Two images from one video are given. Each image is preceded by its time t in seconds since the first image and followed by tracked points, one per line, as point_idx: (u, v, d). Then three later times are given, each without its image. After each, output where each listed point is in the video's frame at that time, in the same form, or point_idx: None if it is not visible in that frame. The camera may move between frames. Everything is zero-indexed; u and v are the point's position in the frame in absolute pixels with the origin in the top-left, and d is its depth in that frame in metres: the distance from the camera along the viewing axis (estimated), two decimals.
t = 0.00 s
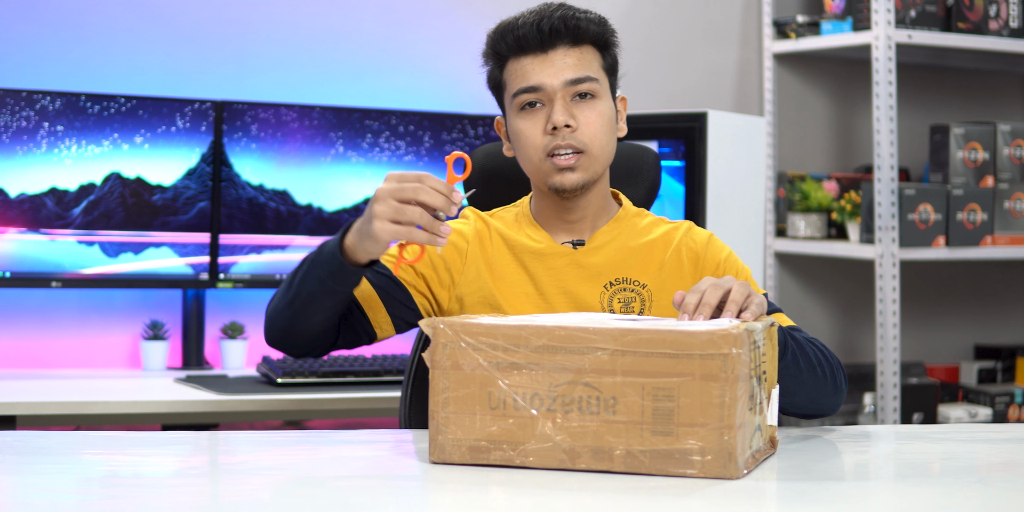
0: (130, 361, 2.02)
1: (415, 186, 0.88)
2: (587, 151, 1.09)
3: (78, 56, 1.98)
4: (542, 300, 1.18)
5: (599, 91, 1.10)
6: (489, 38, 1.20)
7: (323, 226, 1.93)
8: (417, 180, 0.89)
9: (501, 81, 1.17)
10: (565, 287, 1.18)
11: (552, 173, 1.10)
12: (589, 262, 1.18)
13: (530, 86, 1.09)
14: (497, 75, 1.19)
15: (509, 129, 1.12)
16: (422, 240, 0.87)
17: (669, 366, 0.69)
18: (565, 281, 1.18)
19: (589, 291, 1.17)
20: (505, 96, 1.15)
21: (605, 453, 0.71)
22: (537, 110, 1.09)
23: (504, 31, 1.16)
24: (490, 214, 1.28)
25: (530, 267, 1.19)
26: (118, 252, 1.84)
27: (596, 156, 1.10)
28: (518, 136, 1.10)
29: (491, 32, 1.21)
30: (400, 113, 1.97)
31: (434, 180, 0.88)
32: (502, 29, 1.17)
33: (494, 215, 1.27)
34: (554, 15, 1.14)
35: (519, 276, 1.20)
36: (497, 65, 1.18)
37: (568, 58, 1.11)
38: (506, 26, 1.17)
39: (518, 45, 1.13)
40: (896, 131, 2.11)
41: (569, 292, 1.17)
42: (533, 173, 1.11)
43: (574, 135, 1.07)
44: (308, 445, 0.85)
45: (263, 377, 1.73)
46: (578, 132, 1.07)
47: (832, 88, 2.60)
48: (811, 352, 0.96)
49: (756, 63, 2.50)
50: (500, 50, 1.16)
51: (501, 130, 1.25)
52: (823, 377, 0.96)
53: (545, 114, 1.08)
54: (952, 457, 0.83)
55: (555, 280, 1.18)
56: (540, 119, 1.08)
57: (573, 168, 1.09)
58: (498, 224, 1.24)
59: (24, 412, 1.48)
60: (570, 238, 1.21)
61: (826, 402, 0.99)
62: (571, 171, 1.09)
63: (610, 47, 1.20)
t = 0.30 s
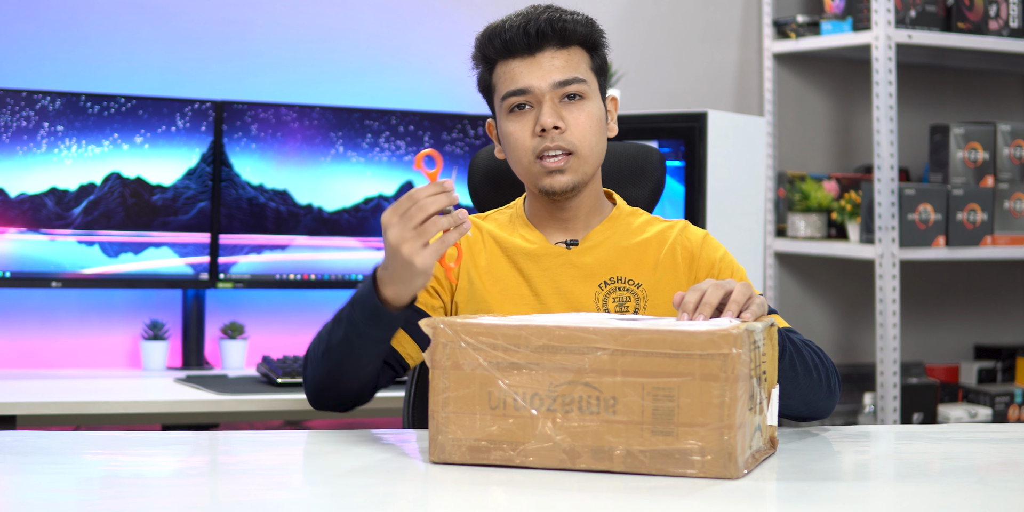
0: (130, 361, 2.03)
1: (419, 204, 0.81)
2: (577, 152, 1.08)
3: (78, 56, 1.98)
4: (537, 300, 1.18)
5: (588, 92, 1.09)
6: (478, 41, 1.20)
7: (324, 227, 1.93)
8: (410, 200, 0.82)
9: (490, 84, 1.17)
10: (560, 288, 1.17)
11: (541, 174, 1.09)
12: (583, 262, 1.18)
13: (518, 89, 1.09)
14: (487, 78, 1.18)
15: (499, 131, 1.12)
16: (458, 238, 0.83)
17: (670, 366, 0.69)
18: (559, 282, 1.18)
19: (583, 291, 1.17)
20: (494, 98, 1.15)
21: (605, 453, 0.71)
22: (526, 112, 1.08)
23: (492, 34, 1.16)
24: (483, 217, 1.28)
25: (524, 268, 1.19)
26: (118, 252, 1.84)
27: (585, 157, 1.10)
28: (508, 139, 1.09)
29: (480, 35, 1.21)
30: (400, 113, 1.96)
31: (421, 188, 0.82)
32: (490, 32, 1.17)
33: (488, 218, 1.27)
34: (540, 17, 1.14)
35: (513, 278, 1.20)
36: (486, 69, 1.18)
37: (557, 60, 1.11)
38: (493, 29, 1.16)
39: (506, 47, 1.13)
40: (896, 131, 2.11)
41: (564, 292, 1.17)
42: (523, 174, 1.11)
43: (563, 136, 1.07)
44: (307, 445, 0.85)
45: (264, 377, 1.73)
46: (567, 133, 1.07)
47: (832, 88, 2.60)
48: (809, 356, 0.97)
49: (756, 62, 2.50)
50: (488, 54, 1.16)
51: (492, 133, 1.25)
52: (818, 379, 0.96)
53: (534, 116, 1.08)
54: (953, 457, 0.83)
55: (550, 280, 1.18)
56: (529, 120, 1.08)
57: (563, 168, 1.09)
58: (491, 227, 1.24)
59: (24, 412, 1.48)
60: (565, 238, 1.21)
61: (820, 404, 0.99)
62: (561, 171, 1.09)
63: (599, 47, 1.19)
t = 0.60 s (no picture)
0: (130, 361, 2.03)
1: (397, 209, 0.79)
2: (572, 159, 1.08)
3: (78, 56, 1.98)
4: (537, 304, 1.18)
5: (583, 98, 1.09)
6: (472, 44, 1.19)
7: (324, 227, 1.93)
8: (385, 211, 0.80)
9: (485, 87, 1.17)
10: (559, 291, 1.18)
11: (537, 181, 1.09)
12: (582, 265, 1.18)
13: (513, 95, 1.08)
14: (482, 82, 1.18)
15: (495, 137, 1.12)
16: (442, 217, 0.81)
17: (670, 366, 0.69)
18: (559, 285, 1.18)
19: (583, 294, 1.17)
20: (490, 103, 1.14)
21: (605, 453, 0.71)
22: (522, 119, 1.08)
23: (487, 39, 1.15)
24: (482, 219, 1.28)
25: (523, 271, 1.19)
26: (118, 252, 1.84)
27: (581, 164, 1.10)
28: (504, 145, 1.09)
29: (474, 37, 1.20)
30: (400, 113, 1.96)
31: (389, 198, 0.79)
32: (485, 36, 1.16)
33: (486, 220, 1.27)
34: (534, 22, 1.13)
35: (513, 281, 1.20)
36: (481, 73, 1.17)
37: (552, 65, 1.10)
38: (489, 33, 1.16)
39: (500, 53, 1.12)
40: (896, 131, 2.11)
41: (563, 296, 1.17)
42: (520, 181, 1.11)
43: (559, 144, 1.07)
44: (307, 445, 0.85)
45: (263, 377, 1.73)
46: (562, 142, 1.06)
47: (832, 88, 2.60)
48: (808, 355, 0.97)
49: (756, 63, 2.50)
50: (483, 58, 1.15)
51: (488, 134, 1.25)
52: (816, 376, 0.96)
53: (530, 123, 1.07)
54: (953, 457, 0.83)
55: (549, 284, 1.18)
56: (524, 128, 1.08)
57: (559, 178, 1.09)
58: (489, 230, 1.24)
59: (24, 412, 1.48)
60: (564, 240, 1.21)
61: (821, 403, 0.99)
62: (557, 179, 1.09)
63: (593, 48, 1.19)
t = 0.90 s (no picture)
0: (130, 361, 2.03)
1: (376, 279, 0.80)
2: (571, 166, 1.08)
3: (78, 56, 1.98)
4: (532, 306, 1.18)
5: (584, 105, 1.08)
6: (471, 44, 1.18)
7: (323, 226, 1.93)
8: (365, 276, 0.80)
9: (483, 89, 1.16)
10: (555, 293, 1.17)
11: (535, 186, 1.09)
12: (577, 265, 1.18)
13: (513, 101, 1.07)
14: (481, 82, 1.17)
15: (493, 140, 1.11)
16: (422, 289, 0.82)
17: (670, 366, 0.69)
18: (554, 287, 1.18)
19: (578, 296, 1.17)
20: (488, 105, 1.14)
21: (605, 453, 0.71)
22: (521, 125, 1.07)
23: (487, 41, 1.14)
24: (475, 221, 1.28)
25: (518, 273, 1.19)
26: (118, 252, 1.84)
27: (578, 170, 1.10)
28: (503, 150, 1.09)
29: (474, 37, 1.19)
30: (400, 113, 1.96)
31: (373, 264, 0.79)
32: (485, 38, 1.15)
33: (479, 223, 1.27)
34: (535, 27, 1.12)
35: (507, 284, 1.20)
36: (480, 73, 1.16)
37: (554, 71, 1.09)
38: (489, 37, 1.15)
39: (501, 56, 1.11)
40: (896, 131, 2.11)
41: (559, 297, 1.17)
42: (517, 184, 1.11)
43: (558, 152, 1.06)
44: (307, 445, 0.85)
45: (263, 377, 1.73)
46: (562, 150, 1.06)
47: (832, 88, 2.60)
48: (809, 341, 0.97)
49: (756, 63, 2.51)
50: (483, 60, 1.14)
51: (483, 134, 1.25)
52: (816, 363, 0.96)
53: (529, 130, 1.07)
54: (953, 457, 0.83)
55: (544, 286, 1.18)
56: (524, 134, 1.07)
57: (558, 184, 1.09)
58: (482, 233, 1.24)
59: (24, 413, 1.48)
60: (559, 241, 1.21)
61: (825, 390, 0.98)
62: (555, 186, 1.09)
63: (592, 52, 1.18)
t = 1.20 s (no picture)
0: (131, 361, 2.03)
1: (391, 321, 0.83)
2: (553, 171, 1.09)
3: (78, 56, 1.98)
4: (524, 307, 1.18)
5: (567, 109, 1.08)
6: (456, 47, 1.18)
7: (324, 226, 1.93)
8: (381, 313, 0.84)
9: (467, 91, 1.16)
10: (546, 294, 1.17)
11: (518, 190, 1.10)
12: (568, 265, 1.18)
13: (495, 106, 1.07)
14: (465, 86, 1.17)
15: (477, 143, 1.12)
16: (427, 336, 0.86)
17: (669, 366, 0.69)
18: (545, 288, 1.18)
19: (569, 295, 1.17)
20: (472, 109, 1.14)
21: (605, 454, 0.71)
22: (503, 130, 1.07)
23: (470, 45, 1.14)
24: (466, 224, 1.28)
25: (508, 275, 1.19)
26: (118, 252, 1.84)
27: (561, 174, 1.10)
28: (486, 154, 1.09)
29: (458, 39, 1.19)
30: (400, 113, 1.96)
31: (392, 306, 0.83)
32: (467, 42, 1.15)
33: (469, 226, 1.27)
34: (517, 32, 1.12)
35: (498, 286, 1.19)
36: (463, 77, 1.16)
37: (535, 75, 1.09)
38: (472, 41, 1.15)
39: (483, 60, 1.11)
40: (896, 131, 2.11)
41: (550, 298, 1.17)
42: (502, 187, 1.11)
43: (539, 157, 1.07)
44: (307, 445, 0.85)
45: (263, 377, 1.73)
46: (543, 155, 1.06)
47: (832, 88, 2.60)
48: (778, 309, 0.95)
49: (756, 63, 2.51)
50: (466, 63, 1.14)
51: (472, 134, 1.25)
52: (796, 332, 0.95)
53: (511, 135, 1.07)
54: (953, 457, 0.83)
55: (535, 287, 1.18)
56: (506, 139, 1.07)
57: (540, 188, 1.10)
58: (474, 235, 1.24)
59: (24, 412, 1.48)
60: (550, 242, 1.21)
61: (807, 358, 0.97)
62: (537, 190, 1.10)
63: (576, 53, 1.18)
